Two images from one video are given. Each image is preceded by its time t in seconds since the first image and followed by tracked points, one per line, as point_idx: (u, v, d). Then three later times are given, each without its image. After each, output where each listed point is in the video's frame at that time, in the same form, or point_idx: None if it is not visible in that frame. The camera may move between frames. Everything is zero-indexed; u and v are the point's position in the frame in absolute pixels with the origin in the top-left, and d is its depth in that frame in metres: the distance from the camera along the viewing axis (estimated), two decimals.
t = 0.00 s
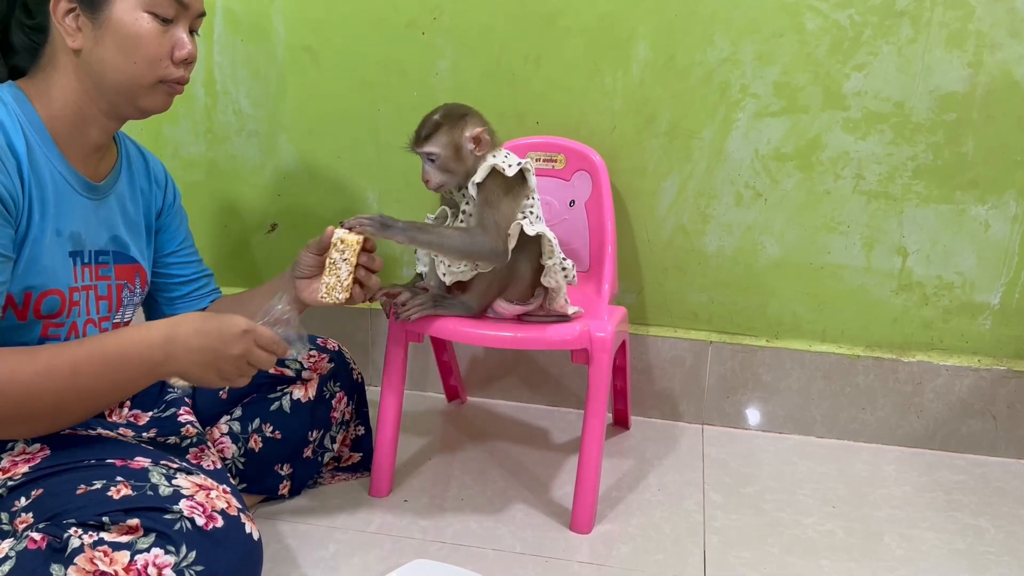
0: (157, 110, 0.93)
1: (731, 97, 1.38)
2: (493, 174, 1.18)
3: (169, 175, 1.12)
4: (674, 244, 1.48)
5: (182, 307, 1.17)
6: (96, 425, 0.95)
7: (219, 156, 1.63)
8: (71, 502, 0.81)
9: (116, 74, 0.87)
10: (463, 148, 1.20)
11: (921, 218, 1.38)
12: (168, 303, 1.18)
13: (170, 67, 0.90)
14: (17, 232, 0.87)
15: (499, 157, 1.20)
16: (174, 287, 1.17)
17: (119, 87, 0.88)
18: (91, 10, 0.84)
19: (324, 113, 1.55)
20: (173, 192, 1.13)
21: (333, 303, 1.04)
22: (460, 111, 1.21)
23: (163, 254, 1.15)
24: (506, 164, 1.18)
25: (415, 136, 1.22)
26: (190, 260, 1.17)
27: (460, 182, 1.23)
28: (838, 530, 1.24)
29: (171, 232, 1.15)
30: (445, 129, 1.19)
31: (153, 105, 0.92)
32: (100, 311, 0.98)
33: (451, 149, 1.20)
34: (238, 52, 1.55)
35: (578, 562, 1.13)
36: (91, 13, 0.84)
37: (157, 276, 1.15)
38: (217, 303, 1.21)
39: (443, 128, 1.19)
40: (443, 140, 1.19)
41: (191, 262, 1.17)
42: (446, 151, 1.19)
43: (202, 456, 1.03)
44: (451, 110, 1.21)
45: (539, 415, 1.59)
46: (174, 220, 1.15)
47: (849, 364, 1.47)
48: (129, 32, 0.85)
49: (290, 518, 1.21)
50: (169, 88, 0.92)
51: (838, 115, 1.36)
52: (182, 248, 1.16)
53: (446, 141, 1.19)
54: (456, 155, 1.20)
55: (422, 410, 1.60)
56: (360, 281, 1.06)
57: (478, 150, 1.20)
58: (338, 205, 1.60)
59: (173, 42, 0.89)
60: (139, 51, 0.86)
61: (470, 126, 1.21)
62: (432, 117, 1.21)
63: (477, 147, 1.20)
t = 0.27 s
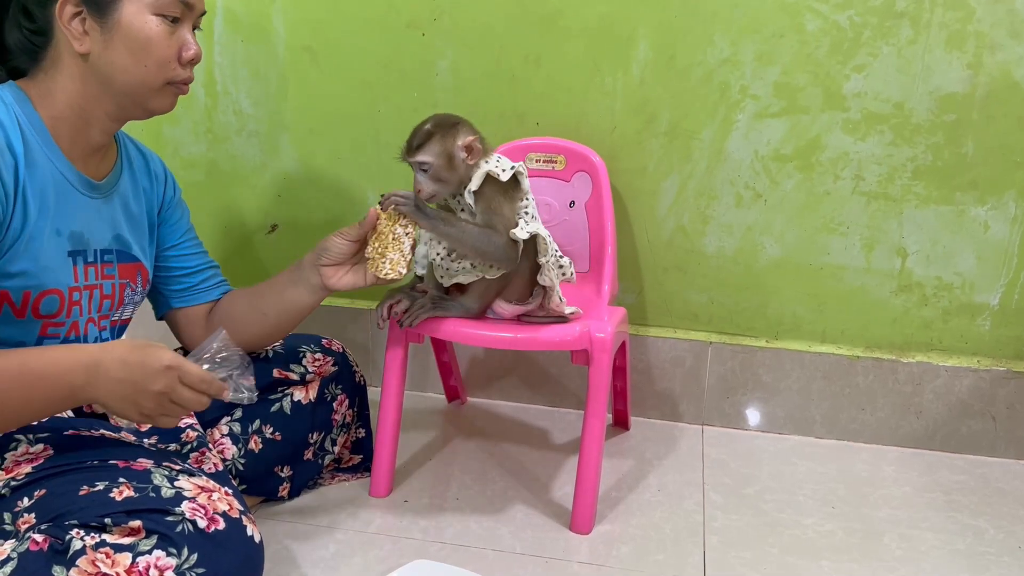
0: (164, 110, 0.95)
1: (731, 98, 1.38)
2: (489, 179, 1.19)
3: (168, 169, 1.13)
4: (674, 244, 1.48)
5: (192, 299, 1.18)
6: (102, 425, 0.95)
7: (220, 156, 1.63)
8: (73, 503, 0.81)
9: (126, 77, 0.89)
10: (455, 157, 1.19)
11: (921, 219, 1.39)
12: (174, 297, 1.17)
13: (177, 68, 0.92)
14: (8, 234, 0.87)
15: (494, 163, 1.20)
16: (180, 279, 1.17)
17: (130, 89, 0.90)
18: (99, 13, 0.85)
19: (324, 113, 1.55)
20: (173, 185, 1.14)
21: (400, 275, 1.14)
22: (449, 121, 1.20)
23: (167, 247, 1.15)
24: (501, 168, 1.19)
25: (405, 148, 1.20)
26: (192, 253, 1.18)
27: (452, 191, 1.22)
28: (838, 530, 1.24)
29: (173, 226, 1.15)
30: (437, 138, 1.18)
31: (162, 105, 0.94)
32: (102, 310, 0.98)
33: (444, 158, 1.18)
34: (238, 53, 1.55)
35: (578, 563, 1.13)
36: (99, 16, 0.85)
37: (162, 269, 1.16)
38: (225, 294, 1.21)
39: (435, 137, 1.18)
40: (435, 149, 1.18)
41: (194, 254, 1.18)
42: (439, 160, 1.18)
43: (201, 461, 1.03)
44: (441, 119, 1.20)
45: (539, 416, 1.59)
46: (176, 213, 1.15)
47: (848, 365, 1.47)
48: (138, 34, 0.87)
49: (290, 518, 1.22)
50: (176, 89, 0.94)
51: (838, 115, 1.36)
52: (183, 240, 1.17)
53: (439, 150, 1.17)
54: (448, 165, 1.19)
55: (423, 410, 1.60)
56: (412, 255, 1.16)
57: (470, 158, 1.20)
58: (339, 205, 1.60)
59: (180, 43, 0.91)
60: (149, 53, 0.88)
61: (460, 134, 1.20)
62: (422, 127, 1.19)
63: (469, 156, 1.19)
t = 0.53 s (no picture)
0: (152, 110, 0.95)
1: (730, 99, 1.38)
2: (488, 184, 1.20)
3: (162, 164, 1.14)
4: (673, 246, 1.48)
5: (193, 294, 1.19)
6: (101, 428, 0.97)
7: (220, 157, 1.63)
8: (72, 504, 0.81)
9: (111, 77, 0.89)
10: (455, 165, 1.19)
11: (920, 220, 1.39)
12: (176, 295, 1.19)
13: (163, 66, 0.92)
14: None
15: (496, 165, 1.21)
16: (178, 276, 1.18)
17: (115, 88, 0.90)
18: (82, 13, 0.86)
19: (324, 114, 1.55)
20: (168, 181, 1.15)
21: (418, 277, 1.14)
22: (450, 130, 1.20)
23: (164, 244, 1.16)
24: (501, 172, 1.19)
25: (405, 154, 1.20)
26: (190, 248, 1.18)
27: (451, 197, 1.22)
28: (837, 531, 1.24)
29: (170, 222, 1.16)
30: (437, 146, 1.18)
31: (150, 104, 0.94)
32: (95, 311, 0.99)
33: (444, 166, 1.18)
34: (239, 54, 1.55)
35: (577, 564, 1.13)
36: (82, 16, 0.86)
37: (161, 266, 1.17)
38: (225, 288, 1.23)
39: (435, 144, 1.18)
40: (435, 157, 1.18)
41: (190, 250, 1.18)
42: (439, 167, 1.18)
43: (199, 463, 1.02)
44: (442, 127, 1.20)
45: (539, 417, 1.59)
46: (171, 209, 1.15)
47: (847, 366, 1.47)
48: (122, 34, 0.87)
49: (290, 519, 1.22)
50: (163, 87, 0.95)
51: (837, 117, 1.36)
52: (180, 236, 1.17)
53: (438, 159, 1.17)
54: (449, 172, 1.19)
55: (422, 411, 1.60)
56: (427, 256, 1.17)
57: (468, 168, 1.19)
58: (339, 206, 1.61)
59: (166, 41, 0.91)
60: (134, 53, 0.89)
61: (461, 143, 1.20)
62: (421, 135, 1.19)
63: (469, 165, 1.19)
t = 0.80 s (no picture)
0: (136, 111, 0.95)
1: (729, 100, 1.39)
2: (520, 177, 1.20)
3: (152, 161, 1.14)
4: (673, 247, 1.49)
5: (192, 290, 1.19)
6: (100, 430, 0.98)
7: (220, 158, 1.63)
8: (72, 506, 0.82)
9: (93, 78, 0.89)
10: (494, 145, 1.19)
11: (919, 221, 1.39)
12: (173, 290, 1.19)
13: (146, 66, 0.91)
14: None
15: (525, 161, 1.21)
16: (175, 273, 1.18)
17: (97, 89, 0.90)
18: (59, 15, 0.85)
19: (324, 115, 1.56)
20: (160, 178, 1.15)
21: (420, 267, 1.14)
22: (489, 110, 1.20)
23: (159, 241, 1.16)
24: (534, 169, 1.19)
25: (444, 134, 1.20)
26: (186, 243, 1.19)
27: (487, 180, 1.21)
28: (836, 532, 1.24)
29: (166, 219, 1.16)
30: (477, 125, 1.18)
31: (133, 105, 0.94)
32: (86, 314, 0.99)
33: (484, 146, 1.18)
34: (239, 55, 1.55)
35: (576, 564, 1.13)
36: (60, 18, 0.86)
37: (157, 263, 1.17)
38: (226, 282, 1.23)
39: (475, 125, 1.17)
40: (476, 136, 1.17)
41: (187, 246, 1.19)
42: (479, 148, 1.17)
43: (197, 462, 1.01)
44: (481, 107, 1.20)
45: (539, 417, 1.59)
46: (165, 206, 1.15)
47: (847, 367, 1.47)
48: (101, 35, 0.87)
49: (289, 520, 1.22)
50: (147, 88, 0.94)
51: (836, 118, 1.36)
52: (176, 233, 1.17)
53: (479, 138, 1.17)
54: (488, 153, 1.18)
55: (422, 412, 1.60)
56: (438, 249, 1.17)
57: (506, 147, 1.20)
58: (338, 207, 1.61)
59: (147, 41, 0.90)
60: (114, 54, 0.88)
61: (499, 124, 1.20)
62: (461, 114, 1.18)
63: (506, 145, 1.20)
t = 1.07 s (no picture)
0: (116, 119, 0.93)
1: (729, 101, 1.39)
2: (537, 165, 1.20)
3: (146, 159, 1.14)
4: (672, 247, 1.48)
5: (190, 288, 1.19)
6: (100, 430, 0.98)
7: (220, 159, 1.63)
8: (69, 506, 0.81)
9: (68, 85, 0.87)
10: (511, 129, 1.20)
11: (919, 222, 1.39)
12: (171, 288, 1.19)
13: (123, 75, 0.89)
14: None
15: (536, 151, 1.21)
16: (173, 271, 1.18)
17: (72, 97, 0.88)
18: (36, 19, 0.84)
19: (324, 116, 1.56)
20: (154, 177, 1.15)
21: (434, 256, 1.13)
22: (504, 95, 1.21)
23: (155, 240, 1.16)
24: (551, 160, 1.21)
25: (461, 121, 1.21)
26: (182, 241, 1.18)
27: (505, 164, 1.22)
28: (835, 533, 1.24)
29: (161, 218, 1.16)
30: (493, 109, 1.19)
31: (113, 113, 0.91)
32: (83, 317, 1.00)
33: (501, 130, 1.19)
34: (238, 55, 1.55)
35: (575, 565, 1.13)
36: (37, 22, 0.84)
37: (154, 262, 1.17)
38: (224, 280, 1.23)
39: (492, 109, 1.19)
40: (493, 120, 1.18)
41: (185, 244, 1.19)
42: (496, 132, 1.18)
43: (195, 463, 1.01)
44: (496, 93, 1.21)
45: (538, 418, 1.59)
46: (160, 204, 1.15)
47: (846, 368, 1.47)
48: (77, 42, 0.85)
49: (288, 521, 1.22)
50: (128, 97, 0.92)
51: (836, 119, 1.36)
52: (172, 231, 1.17)
53: (497, 121, 1.18)
54: (505, 137, 1.19)
55: (422, 413, 1.60)
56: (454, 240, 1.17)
57: (523, 131, 1.21)
58: (338, 207, 1.61)
59: (128, 48, 0.88)
60: (88, 62, 0.86)
61: (515, 108, 1.21)
62: (478, 100, 1.20)
63: (524, 127, 1.21)
